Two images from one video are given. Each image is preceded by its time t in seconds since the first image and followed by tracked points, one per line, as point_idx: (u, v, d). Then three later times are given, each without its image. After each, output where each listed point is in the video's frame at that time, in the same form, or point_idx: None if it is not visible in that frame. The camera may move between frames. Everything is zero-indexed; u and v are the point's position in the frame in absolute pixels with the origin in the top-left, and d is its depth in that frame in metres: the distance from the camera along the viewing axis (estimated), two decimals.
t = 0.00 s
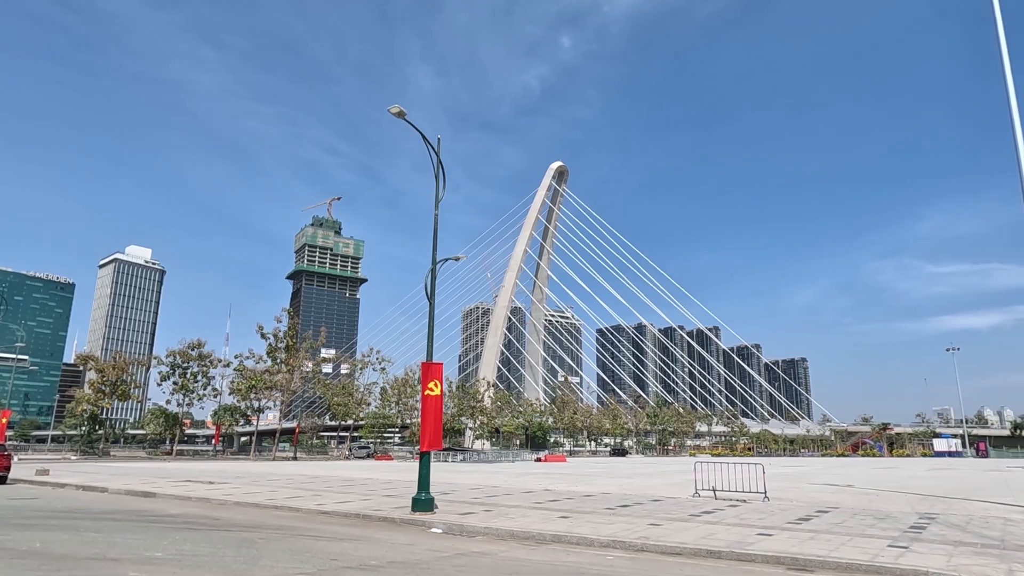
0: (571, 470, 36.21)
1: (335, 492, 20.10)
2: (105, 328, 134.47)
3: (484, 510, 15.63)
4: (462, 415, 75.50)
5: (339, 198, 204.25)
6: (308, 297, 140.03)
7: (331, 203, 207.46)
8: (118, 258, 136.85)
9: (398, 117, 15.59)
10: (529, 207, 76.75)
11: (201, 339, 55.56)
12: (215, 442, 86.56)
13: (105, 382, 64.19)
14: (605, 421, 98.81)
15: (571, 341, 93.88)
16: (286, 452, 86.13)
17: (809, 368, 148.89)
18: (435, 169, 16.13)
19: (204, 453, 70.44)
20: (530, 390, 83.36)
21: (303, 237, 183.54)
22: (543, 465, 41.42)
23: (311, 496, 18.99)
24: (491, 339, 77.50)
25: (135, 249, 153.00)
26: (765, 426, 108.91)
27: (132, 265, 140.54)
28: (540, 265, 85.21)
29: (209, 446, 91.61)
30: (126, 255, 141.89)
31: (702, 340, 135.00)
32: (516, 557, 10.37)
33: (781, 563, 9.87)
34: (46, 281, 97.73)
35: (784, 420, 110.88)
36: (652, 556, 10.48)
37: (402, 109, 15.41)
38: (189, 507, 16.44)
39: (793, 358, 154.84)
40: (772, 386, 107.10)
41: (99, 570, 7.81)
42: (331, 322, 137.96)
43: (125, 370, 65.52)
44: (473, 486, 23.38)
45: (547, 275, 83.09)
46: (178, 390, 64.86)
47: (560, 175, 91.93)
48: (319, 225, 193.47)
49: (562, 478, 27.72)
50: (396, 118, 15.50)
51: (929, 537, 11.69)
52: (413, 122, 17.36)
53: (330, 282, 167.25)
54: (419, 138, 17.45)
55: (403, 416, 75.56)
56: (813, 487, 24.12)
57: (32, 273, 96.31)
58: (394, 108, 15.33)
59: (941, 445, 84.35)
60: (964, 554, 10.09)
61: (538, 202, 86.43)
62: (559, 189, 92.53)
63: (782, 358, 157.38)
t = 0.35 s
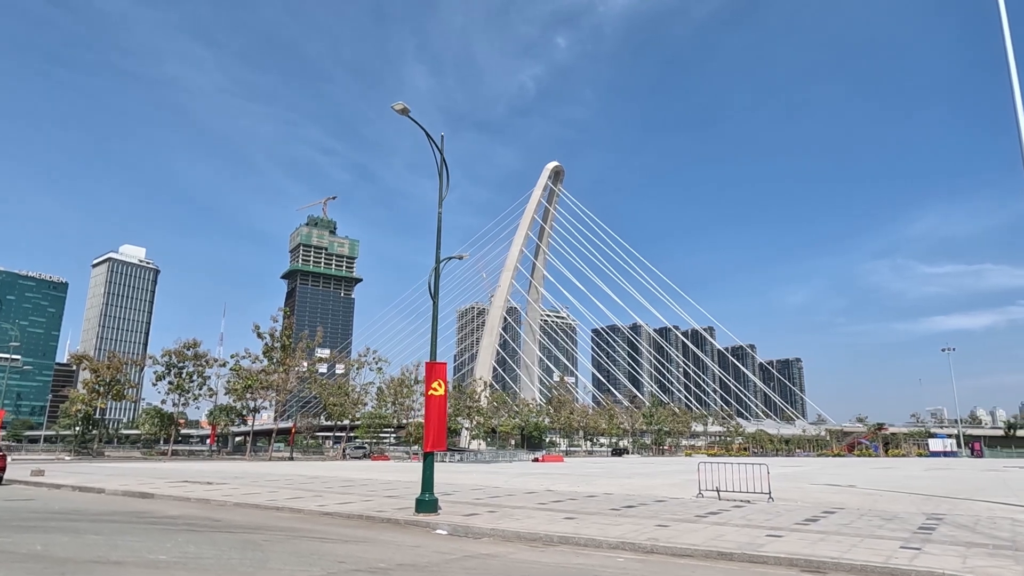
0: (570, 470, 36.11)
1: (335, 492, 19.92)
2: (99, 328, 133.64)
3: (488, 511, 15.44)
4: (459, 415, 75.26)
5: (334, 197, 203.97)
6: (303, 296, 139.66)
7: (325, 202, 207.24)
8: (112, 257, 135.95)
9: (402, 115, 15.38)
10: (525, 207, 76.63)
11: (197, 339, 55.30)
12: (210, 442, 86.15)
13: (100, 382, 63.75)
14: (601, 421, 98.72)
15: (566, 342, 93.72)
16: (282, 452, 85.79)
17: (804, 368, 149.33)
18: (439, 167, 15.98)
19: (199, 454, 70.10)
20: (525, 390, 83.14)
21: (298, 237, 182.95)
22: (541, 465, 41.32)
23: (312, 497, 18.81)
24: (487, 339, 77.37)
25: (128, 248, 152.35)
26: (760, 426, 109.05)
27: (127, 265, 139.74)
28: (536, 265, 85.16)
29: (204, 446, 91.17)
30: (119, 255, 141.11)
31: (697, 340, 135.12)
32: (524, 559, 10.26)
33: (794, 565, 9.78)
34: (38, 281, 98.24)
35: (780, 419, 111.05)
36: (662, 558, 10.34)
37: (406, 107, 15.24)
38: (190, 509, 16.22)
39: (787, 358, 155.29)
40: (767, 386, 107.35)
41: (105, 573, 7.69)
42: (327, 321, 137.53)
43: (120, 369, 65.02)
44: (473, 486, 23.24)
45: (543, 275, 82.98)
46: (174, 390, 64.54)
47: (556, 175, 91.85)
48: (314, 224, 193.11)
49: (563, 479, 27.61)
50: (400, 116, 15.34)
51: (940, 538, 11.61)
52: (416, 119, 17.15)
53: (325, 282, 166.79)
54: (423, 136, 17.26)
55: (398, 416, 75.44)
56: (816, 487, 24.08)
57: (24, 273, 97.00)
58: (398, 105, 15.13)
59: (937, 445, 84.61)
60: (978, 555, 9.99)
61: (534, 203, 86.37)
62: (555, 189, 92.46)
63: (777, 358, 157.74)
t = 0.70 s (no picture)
0: (569, 470, 35.99)
1: (335, 492, 19.73)
2: (93, 328, 132.96)
3: (490, 512, 15.27)
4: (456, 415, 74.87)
5: (330, 197, 203.68)
6: (299, 296, 139.29)
7: (321, 202, 206.79)
8: (107, 257, 135.24)
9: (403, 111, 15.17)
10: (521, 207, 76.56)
11: (193, 338, 55.04)
12: (206, 442, 85.77)
13: (95, 382, 63.41)
14: (598, 421, 98.58)
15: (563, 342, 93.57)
16: (278, 453, 85.45)
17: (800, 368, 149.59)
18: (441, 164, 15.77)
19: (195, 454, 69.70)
20: (522, 390, 83.07)
21: (293, 237, 182.42)
22: (540, 465, 41.17)
23: (311, 497, 18.65)
24: (483, 340, 77.16)
25: (124, 248, 151.86)
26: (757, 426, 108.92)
27: (122, 265, 139.08)
28: (533, 265, 85.04)
29: (200, 446, 90.78)
30: (114, 255, 140.50)
31: (693, 340, 135.13)
32: (529, 560, 10.11)
33: (804, 566, 9.66)
34: (32, 281, 98.00)
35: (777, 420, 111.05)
36: (669, 559, 10.20)
37: (408, 103, 15.03)
38: (188, 509, 16.02)
39: (783, 358, 155.42)
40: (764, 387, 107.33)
41: None
42: (323, 321, 137.15)
43: (115, 369, 64.72)
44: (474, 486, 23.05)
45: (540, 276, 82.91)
46: (170, 390, 64.20)
47: (553, 175, 91.73)
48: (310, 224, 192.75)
49: (563, 479, 27.45)
50: (402, 111, 15.13)
51: (950, 538, 11.48)
52: (418, 115, 16.96)
53: (321, 282, 166.36)
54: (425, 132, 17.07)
55: (395, 416, 75.13)
56: (817, 487, 23.99)
57: (18, 273, 96.69)
58: (399, 101, 14.94)
59: (934, 445, 84.82)
60: (989, 556, 9.89)
61: (530, 203, 86.22)
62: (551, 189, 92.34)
63: (773, 358, 157.85)
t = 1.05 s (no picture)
0: (567, 471, 35.91)
1: (334, 494, 19.51)
2: (87, 327, 132.10)
3: (494, 514, 15.09)
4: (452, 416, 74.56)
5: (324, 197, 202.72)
6: (294, 296, 138.83)
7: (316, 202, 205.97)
8: (101, 256, 134.32)
9: (406, 108, 14.96)
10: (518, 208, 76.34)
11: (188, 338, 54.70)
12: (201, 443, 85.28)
13: (89, 382, 62.93)
14: (594, 421, 98.49)
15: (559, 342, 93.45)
16: (274, 454, 85.11)
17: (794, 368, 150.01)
18: (443, 162, 15.56)
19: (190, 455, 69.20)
20: (518, 390, 82.86)
21: (288, 237, 181.73)
22: (537, 466, 41.08)
23: (311, 498, 18.41)
24: (479, 340, 76.98)
25: (117, 247, 150.95)
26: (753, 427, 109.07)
27: (116, 265, 138.11)
28: (529, 266, 84.97)
29: (195, 447, 90.35)
30: (108, 254, 139.56)
31: (689, 340, 135.27)
32: (537, 564, 9.94)
33: (817, 570, 9.53)
34: (25, 280, 97.15)
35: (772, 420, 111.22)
36: (680, 563, 10.05)
37: (410, 99, 14.82)
38: (186, 512, 15.79)
39: (778, 359, 155.73)
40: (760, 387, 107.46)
41: None
42: (319, 321, 136.65)
43: (110, 369, 64.25)
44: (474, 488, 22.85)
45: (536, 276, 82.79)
46: (165, 390, 63.80)
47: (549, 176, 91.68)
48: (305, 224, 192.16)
49: (563, 480, 27.31)
50: (404, 108, 14.91)
51: (960, 541, 11.35)
52: (420, 112, 16.73)
53: (316, 282, 165.84)
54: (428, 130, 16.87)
55: (391, 416, 74.86)
56: (818, 488, 23.92)
57: (11, 272, 95.84)
58: (401, 98, 14.74)
59: (929, 446, 85.08)
60: (1002, 559, 9.77)
61: (526, 203, 86.15)
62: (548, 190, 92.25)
63: (768, 359, 158.12)
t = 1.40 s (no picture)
0: (565, 471, 35.86)
1: (334, 495, 19.34)
2: (81, 327, 131.47)
3: (495, 514, 14.94)
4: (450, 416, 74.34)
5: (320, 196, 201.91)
6: (289, 296, 138.46)
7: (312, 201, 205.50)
8: (96, 256, 133.67)
9: (408, 105, 14.81)
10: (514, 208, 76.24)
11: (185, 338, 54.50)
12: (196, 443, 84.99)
13: (84, 382, 62.60)
14: (590, 421, 98.42)
15: (554, 342, 93.33)
16: (270, 454, 84.94)
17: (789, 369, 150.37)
18: (444, 161, 15.43)
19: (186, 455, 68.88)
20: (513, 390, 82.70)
21: (284, 237, 181.19)
22: (535, 466, 41.06)
23: (310, 499, 18.23)
24: (475, 340, 76.76)
25: (112, 247, 150.27)
26: (748, 427, 109.13)
27: (110, 264, 137.45)
28: (524, 266, 84.88)
29: (190, 447, 89.93)
30: (103, 253, 138.86)
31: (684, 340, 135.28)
32: (543, 565, 9.84)
33: (825, 571, 9.46)
34: (19, 279, 96.48)
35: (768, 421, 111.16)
36: (686, 564, 9.94)
37: (412, 97, 14.67)
38: (185, 512, 15.66)
39: (773, 359, 155.95)
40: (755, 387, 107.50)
41: None
42: (314, 321, 136.32)
43: (105, 369, 63.94)
44: (475, 488, 22.72)
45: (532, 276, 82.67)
46: (160, 390, 63.53)
47: (545, 176, 91.62)
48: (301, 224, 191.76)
49: (562, 480, 27.24)
50: (406, 105, 14.76)
51: (966, 541, 11.27)
52: (422, 110, 16.56)
53: (312, 282, 165.31)
54: (430, 128, 16.69)
55: (387, 416, 74.71)
56: (818, 488, 23.88)
57: (4, 271, 95.26)
58: (403, 95, 14.58)
59: (925, 446, 85.41)
60: (1010, 560, 9.69)
61: (522, 204, 86.09)
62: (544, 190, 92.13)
63: (763, 359, 158.32)
